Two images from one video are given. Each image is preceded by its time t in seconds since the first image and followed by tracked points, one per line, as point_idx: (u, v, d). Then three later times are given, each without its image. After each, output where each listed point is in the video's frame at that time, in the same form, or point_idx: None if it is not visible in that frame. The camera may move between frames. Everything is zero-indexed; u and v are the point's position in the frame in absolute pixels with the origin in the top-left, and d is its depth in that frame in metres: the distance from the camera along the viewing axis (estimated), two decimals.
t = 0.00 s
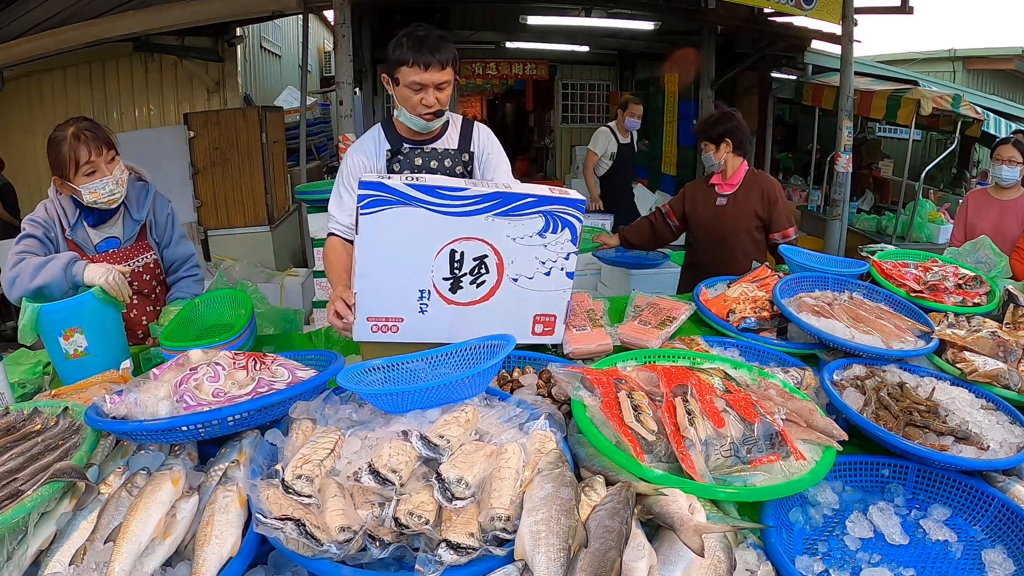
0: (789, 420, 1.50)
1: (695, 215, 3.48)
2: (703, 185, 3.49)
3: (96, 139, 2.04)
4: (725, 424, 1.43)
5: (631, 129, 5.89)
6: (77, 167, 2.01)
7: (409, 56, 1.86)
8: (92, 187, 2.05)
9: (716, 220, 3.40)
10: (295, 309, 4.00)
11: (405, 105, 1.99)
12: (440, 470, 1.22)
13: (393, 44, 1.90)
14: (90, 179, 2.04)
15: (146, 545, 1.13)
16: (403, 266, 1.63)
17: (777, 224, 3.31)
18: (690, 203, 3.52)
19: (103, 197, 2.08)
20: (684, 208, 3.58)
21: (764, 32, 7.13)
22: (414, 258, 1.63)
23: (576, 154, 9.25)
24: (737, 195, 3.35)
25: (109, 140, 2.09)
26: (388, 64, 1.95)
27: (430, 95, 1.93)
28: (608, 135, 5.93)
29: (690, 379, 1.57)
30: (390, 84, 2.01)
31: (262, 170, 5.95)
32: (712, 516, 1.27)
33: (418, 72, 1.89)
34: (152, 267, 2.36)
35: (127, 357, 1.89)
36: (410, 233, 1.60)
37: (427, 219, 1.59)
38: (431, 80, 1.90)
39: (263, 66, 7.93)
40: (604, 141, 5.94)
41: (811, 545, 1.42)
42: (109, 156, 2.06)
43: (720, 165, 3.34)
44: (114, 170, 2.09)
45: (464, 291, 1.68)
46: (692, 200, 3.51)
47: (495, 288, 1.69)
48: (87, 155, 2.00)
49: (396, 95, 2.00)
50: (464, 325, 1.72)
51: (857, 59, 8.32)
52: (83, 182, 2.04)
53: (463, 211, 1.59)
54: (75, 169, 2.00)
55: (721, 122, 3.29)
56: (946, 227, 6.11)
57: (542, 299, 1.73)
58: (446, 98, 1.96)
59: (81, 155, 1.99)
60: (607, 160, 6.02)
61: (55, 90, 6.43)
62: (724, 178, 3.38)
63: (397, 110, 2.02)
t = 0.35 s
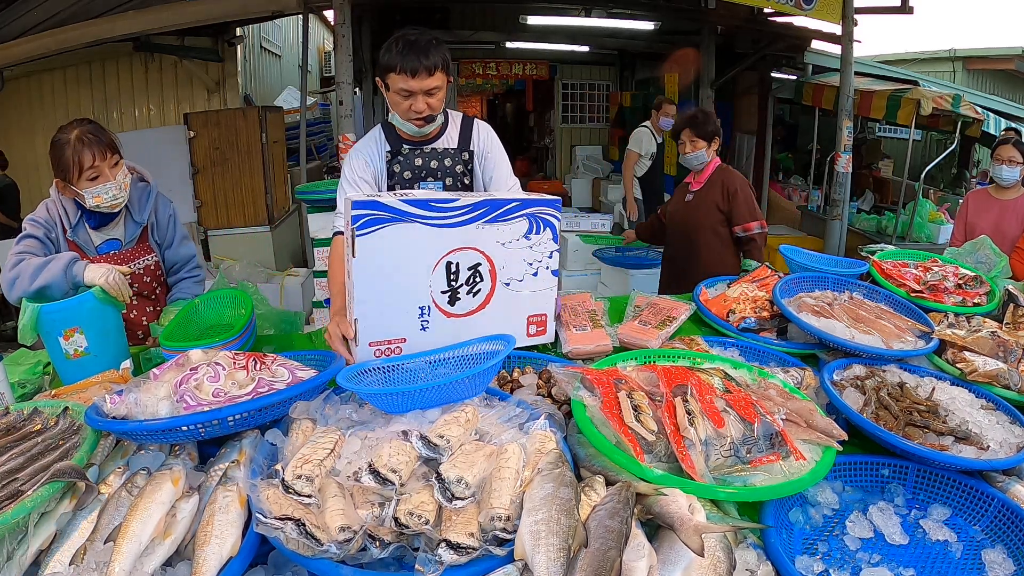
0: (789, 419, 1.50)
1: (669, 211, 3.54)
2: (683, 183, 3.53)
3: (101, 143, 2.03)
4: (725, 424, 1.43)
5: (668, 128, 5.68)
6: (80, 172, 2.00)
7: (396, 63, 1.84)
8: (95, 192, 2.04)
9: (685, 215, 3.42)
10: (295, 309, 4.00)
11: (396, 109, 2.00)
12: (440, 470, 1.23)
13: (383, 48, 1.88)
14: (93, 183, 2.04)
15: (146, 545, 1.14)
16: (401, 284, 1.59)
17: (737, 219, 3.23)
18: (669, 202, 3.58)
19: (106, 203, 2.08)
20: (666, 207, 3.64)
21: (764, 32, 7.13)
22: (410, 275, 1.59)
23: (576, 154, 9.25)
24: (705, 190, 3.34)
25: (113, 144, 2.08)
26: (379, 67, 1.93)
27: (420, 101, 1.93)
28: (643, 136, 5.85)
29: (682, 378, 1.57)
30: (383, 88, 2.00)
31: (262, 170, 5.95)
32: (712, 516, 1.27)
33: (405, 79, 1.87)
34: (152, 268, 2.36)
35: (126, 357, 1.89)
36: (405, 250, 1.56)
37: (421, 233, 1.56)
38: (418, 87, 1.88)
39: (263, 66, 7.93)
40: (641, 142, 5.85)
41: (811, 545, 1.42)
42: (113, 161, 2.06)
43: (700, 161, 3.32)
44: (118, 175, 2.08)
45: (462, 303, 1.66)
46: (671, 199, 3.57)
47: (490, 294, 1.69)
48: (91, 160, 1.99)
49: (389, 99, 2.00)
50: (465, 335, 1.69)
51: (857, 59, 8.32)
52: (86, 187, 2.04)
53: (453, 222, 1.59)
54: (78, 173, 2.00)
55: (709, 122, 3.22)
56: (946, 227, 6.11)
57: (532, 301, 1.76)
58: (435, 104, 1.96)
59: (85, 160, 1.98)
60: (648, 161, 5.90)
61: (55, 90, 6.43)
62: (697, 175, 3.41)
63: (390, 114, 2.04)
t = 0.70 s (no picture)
0: (789, 419, 1.51)
1: (665, 213, 3.44)
2: (667, 182, 3.46)
3: (106, 137, 2.05)
4: (725, 424, 1.43)
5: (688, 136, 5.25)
6: (85, 163, 2.01)
7: (410, 63, 1.85)
8: (99, 184, 2.05)
9: (687, 216, 3.36)
10: (295, 309, 4.00)
11: (404, 108, 2.00)
12: (440, 470, 1.23)
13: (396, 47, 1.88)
14: (96, 175, 2.05)
15: (146, 545, 1.13)
16: (393, 292, 1.62)
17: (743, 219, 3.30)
18: (658, 203, 3.49)
19: (109, 195, 2.08)
20: (651, 209, 3.56)
21: (764, 32, 7.14)
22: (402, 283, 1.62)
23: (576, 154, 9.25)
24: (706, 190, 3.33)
25: (118, 139, 2.10)
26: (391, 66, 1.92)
27: (430, 103, 1.93)
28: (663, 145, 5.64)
29: (687, 379, 1.56)
30: (393, 87, 2.00)
31: (262, 170, 5.95)
32: (712, 516, 1.27)
33: (417, 81, 1.88)
34: (153, 268, 2.36)
35: (126, 357, 1.89)
36: (395, 259, 1.59)
37: (413, 243, 1.59)
38: (430, 90, 1.89)
39: (263, 66, 7.94)
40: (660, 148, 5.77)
41: (811, 545, 1.42)
42: (117, 154, 2.07)
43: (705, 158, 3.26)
44: (121, 169, 2.10)
45: (455, 308, 1.68)
46: (659, 200, 3.48)
47: (483, 301, 1.70)
48: (97, 151, 2.01)
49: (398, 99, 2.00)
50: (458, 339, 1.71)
51: (857, 59, 8.33)
52: (90, 178, 2.04)
53: (446, 230, 1.60)
54: (83, 163, 2.01)
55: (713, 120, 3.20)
56: (946, 227, 6.10)
57: (527, 306, 1.77)
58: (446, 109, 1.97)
59: (90, 150, 2.00)
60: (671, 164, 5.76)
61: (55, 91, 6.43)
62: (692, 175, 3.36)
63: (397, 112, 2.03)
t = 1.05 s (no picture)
0: (789, 419, 1.51)
1: (699, 215, 3.18)
2: (683, 184, 3.17)
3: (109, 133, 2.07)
4: (725, 424, 1.43)
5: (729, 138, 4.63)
6: (88, 157, 2.02)
7: (417, 72, 1.86)
8: (101, 177, 2.05)
9: (718, 215, 3.24)
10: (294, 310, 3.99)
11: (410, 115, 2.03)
12: (440, 470, 1.23)
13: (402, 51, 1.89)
14: (100, 169, 2.05)
15: (146, 545, 1.13)
16: (378, 287, 1.78)
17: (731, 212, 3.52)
18: (686, 207, 3.16)
19: (111, 189, 2.08)
20: (672, 214, 3.17)
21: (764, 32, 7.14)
22: (386, 278, 1.80)
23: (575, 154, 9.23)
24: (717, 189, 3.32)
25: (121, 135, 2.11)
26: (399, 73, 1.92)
27: (435, 112, 1.97)
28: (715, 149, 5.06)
29: (686, 381, 1.56)
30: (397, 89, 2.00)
31: (262, 170, 5.96)
32: (712, 516, 1.27)
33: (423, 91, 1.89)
34: (153, 267, 2.36)
35: (126, 357, 1.89)
36: (378, 259, 1.83)
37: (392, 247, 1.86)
38: (436, 99, 1.91)
39: (263, 66, 7.94)
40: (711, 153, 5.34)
41: (811, 545, 1.42)
42: (121, 149, 2.08)
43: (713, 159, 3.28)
44: (125, 164, 2.10)
45: (436, 297, 1.78)
46: (687, 203, 3.16)
47: (462, 288, 1.80)
48: (101, 145, 2.02)
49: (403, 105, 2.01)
50: (447, 331, 1.72)
51: (857, 59, 8.33)
52: (93, 171, 2.04)
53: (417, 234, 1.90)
54: (86, 157, 2.02)
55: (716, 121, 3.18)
56: (946, 227, 6.11)
57: (507, 291, 1.82)
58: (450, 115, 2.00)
59: (94, 144, 2.01)
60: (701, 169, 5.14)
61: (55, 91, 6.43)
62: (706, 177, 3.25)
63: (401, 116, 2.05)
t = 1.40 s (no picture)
0: (789, 419, 1.51)
1: (723, 216, 3.19)
2: (707, 184, 3.16)
3: (110, 130, 2.07)
4: (725, 424, 1.44)
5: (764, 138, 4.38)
6: (90, 154, 2.02)
7: (427, 73, 1.90)
8: (102, 174, 2.05)
9: (737, 215, 3.27)
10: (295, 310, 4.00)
11: (415, 117, 2.06)
12: (440, 470, 1.23)
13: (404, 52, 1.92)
14: (100, 166, 2.05)
15: (146, 545, 1.13)
16: (382, 301, 1.90)
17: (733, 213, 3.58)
18: (712, 207, 3.15)
19: (112, 186, 2.08)
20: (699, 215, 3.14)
21: (764, 32, 7.14)
22: (390, 295, 1.94)
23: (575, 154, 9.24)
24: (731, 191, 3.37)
25: (122, 134, 2.12)
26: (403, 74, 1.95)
27: (442, 112, 2.02)
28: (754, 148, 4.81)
29: (687, 381, 1.56)
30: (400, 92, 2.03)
31: (262, 170, 5.96)
32: (712, 516, 1.27)
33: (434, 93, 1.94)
34: (154, 266, 2.36)
35: (127, 357, 1.89)
36: (382, 287, 1.99)
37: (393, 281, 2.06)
38: (445, 99, 1.97)
39: (263, 66, 7.94)
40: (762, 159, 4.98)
41: (811, 545, 1.42)
42: (122, 147, 2.09)
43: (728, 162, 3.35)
44: (125, 161, 2.10)
45: (436, 302, 1.89)
46: (713, 204, 3.15)
47: (460, 296, 1.93)
48: (103, 141, 2.03)
49: (405, 106, 2.04)
50: (447, 319, 1.79)
51: (857, 59, 8.33)
52: (93, 168, 2.04)
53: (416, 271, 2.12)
54: (87, 154, 2.02)
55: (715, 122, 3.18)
56: (946, 227, 6.11)
57: (502, 293, 1.95)
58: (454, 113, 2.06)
59: (95, 141, 2.02)
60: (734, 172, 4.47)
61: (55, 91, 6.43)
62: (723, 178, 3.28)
63: (405, 120, 2.07)
